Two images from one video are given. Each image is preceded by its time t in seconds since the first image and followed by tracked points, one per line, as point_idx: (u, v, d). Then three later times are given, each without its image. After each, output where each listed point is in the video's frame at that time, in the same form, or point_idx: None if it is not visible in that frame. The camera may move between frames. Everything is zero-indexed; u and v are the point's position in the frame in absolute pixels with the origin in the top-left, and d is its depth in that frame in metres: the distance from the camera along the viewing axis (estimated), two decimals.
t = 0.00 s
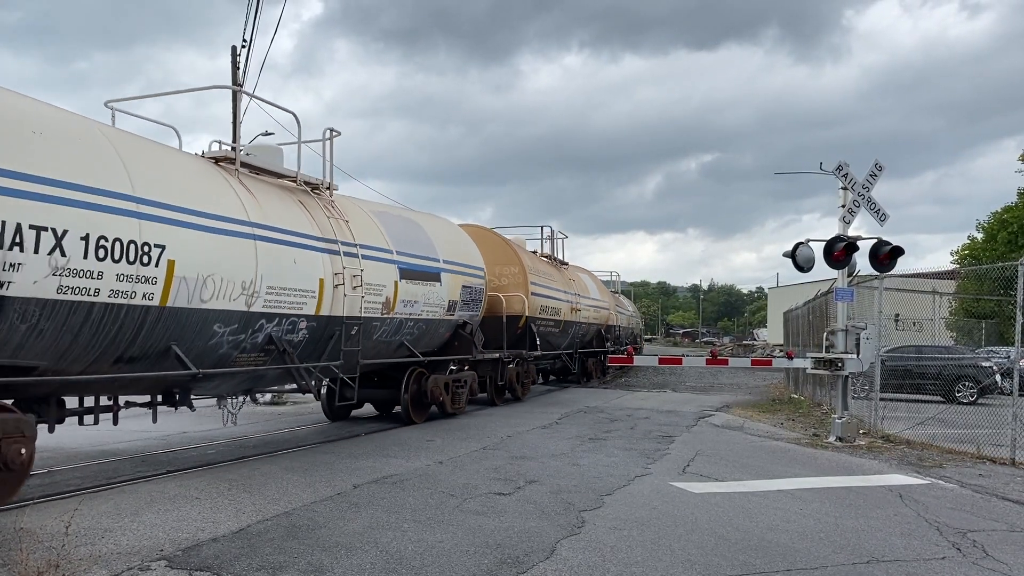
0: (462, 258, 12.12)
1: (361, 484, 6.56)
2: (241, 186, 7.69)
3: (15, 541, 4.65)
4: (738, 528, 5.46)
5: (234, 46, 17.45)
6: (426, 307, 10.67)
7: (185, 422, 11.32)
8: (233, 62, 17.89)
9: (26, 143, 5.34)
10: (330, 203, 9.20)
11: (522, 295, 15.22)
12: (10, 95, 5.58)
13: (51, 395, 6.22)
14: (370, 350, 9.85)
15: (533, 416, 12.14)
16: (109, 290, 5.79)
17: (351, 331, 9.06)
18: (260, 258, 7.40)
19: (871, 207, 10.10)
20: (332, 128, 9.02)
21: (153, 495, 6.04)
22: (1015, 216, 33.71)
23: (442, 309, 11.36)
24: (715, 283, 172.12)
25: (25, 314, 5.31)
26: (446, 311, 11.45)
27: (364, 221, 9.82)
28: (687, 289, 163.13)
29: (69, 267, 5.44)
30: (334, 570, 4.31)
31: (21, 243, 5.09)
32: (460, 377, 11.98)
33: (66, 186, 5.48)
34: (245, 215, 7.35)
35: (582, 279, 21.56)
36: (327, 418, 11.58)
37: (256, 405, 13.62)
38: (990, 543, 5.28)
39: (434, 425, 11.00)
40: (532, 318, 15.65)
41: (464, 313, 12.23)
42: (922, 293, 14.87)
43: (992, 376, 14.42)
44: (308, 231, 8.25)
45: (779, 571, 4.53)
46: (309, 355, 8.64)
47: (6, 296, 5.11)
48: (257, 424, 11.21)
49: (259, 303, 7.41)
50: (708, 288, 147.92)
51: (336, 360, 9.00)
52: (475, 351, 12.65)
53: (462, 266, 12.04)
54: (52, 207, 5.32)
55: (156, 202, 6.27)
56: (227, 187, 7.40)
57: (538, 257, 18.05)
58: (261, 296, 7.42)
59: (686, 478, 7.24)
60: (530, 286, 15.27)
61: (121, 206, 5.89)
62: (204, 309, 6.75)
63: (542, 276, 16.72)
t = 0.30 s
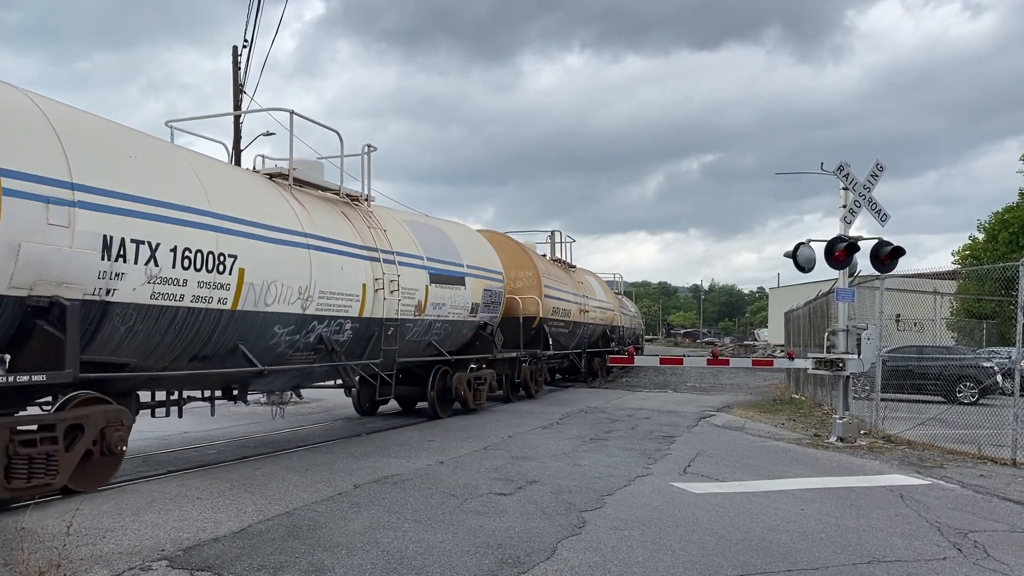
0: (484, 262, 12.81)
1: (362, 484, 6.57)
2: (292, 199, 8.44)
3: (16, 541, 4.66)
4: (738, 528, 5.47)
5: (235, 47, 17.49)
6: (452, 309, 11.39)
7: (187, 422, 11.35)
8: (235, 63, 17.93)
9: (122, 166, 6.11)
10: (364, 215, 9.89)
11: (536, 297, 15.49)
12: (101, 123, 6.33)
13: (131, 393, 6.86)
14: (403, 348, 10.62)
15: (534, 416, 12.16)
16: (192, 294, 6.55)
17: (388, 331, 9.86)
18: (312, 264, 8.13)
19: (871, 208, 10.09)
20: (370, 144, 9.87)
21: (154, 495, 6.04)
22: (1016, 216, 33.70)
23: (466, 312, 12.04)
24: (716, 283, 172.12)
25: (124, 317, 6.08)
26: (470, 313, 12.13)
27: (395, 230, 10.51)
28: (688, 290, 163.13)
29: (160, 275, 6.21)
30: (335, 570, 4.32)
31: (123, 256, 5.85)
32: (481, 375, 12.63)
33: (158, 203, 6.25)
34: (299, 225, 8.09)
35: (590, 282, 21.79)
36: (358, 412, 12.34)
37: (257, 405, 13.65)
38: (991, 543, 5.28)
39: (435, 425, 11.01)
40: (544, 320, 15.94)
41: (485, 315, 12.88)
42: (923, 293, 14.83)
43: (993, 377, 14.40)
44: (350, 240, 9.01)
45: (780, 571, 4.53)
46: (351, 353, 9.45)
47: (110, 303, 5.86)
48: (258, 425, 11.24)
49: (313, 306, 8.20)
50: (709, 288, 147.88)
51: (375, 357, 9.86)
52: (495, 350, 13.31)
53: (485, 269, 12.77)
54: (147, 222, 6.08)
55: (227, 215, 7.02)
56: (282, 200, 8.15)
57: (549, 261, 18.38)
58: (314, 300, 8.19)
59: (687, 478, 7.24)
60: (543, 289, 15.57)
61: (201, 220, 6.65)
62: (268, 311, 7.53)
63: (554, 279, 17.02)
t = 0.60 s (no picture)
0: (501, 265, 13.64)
1: (363, 484, 6.55)
2: (336, 210, 9.37)
3: (17, 540, 4.65)
4: (740, 528, 5.46)
5: (237, 46, 17.51)
6: (474, 309, 12.25)
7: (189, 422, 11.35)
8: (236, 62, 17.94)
9: (200, 184, 7.04)
10: (391, 224, 10.67)
11: (549, 299, 15.78)
12: (178, 147, 7.25)
13: (200, 386, 7.72)
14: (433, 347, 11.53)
15: (536, 416, 12.16)
16: (258, 297, 7.48)
17: (420, 331, 10.77)
18: (354, 269, 9.04)
19: (873, 208, 10.09)
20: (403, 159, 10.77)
21: (155, 495, 6.04)
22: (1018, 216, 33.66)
23: (486, 312, 12.87)
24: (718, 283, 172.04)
25: (202, 319, 6.99)
26: (489, 313, 12.96)
27: (420, 238, 11.29)
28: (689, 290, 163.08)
29: (233, 281, 7.15)
30: (336, 570, 4.31)
31: (205, 264, 6.80)
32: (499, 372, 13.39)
33: (229, 217, 7.18)
34: (343, 234, 9.02)
35: (597, 283, 22.00)
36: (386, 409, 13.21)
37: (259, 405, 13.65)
38: (992, 543, 5.27)
39: (435, 425, 10.99)
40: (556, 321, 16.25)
41: (502, 315, 13.66)
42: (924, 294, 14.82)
43: (994, 376, 14.14)
44: (386, 247, 9.94)
45: (781, 572, 4.53)
46: (388, 351, 10.40)
47: (193, 305, 6.80)
48: (259, 424, 11.24)
49: (356, 308, 9.14)
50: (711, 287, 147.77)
51: (410, 356, 10.80)
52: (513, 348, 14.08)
53: (502, 272, 13.65)
54: (223, 235, 7.03)
55: (287, 226, 7.98)
56: (327, 211, 9.07)
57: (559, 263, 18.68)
58: (357, 302, 9.13)
59: (689, 478, 7.23)
60: (556, 291, 15.86)
61: (263, 231, 7.58)
62: (318, 311, 8.44)
63: (565, 280, 17.32)
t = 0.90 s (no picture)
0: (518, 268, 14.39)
1: (364, 483, 6.55)
2: (374, 218, 10.10)
3: (19, 539, 4.65)
4: (742, 528, 5.45)
5: (239, 45, 17.54)
6: (495, 310, 13.02)
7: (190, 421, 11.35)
8: (238, 61, 17.95)
9: (262, 198, 7.77)
10: (422, 231, 11.36)
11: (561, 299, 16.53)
12: (242, 165, 8.01)
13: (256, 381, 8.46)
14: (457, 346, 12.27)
15: (538, 416, 12.16)
16: (313, 299, 8.23)
17: (447, 330, 11.51)
18: (392, 273, 9.79)
19: (876, 207, 10.08)
20: (430, 169, 11.48)
21: (158, 493, 6.04)
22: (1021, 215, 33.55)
23: (504, 312, 13.60)
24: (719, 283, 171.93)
25: (267, 320, 7.73)
26: (507, 314, 13.72)
27: (447, 243, 12.02)
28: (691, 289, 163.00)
29: (293, 285, 7.90)
30: (339, 568, 4.31)
31: (270, 270, 7.56)
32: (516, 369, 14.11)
33: (288, 227, 7.91)
34: (382, 241, 9.78)
35: (604, 285, 22.61)
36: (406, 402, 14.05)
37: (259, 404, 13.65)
38: (995, 543, 5.25)
39: (437, 424, 11.00)
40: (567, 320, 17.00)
41: (518, 315, 14.40)
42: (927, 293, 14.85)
43: (997, 376, 14.20)
44: (419, 253, 10.67)
45: (783, 571, 4.52)
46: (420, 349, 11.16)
47: (260, 307, 7.54)
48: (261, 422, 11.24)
49: (392, 308, 9.90)
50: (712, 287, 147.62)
51: (438, 354, 11.61)
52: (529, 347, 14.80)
53: (520, 275, 14.41)
54: (285, 244, 7.80)
55: (336, 235, 8.74)
56: (367, 220, 9.80)
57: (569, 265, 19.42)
58: (393, 304, 9.87)
59: (691, 478, 7.22)
60: (567, 292, 16.61)
61: (317, 239, 8.32)
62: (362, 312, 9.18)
63: (574, 280, 18.03)
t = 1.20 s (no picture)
0: (534, 270, 15.05)
1: (366, 481, 6.55)
2: (407, 224, 10.79)
3: (21, 537, 4.65)
4: (743, 526, 5.44)
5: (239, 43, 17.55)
6: (515, 310, 13.72)
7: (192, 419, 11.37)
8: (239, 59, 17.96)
9: (314, 207, 8.47)
10: (447, 236, 12.02)
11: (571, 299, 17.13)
12: (295, 177, 8.70)
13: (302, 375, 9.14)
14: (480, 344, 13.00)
15: (539, 414, 12.17)
16: (358, 300, 8.97)
17: (470, 329, 12.20)
18: (424, 275, 10.50)
19: (878, 207, 10.06)
20: (454, 177, 12.13)
21: (159, 491, 6.05)
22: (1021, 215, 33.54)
23: (521, 313, 14.28)
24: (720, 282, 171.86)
25: (320, 320, 8.46)
26: (524, 314, 14.39)
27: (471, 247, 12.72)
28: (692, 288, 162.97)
29: (341, 287, 8.64)
30: (340, 567, 4.31)
31: (323, 275, 8.28)
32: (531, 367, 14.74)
33: (336, 234, 8.61)
34: (415, 245, 10.48)
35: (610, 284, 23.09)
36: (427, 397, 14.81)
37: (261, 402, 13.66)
38: (997, 542, 5.25)
39: (439, 422, 11.01)
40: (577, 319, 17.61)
41: (534, 314, 15.05)
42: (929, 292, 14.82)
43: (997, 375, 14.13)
44: (448, 257, 11.38)
45: (784, 570, 4.51)
46: (448, 347, 11.93)
47: (314, 308, 8.25)
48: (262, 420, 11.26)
49: (423, 308, 10.61)
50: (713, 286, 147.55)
51: (463, 352, 12.40)
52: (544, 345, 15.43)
53: (537, 276, 15.10)
54: (335, 250, 8.51)
55: (376, 241, 9.44)
56: (402, 226, 10.49)
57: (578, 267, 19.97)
58: (425, 304, 10.57)
59: (692, 477, 7.22)
60: (577, 292, 17.22)
61: (360, 246, 9.02)
62: (398, 311, 9.89)
63: (583, 281, 18.64)
